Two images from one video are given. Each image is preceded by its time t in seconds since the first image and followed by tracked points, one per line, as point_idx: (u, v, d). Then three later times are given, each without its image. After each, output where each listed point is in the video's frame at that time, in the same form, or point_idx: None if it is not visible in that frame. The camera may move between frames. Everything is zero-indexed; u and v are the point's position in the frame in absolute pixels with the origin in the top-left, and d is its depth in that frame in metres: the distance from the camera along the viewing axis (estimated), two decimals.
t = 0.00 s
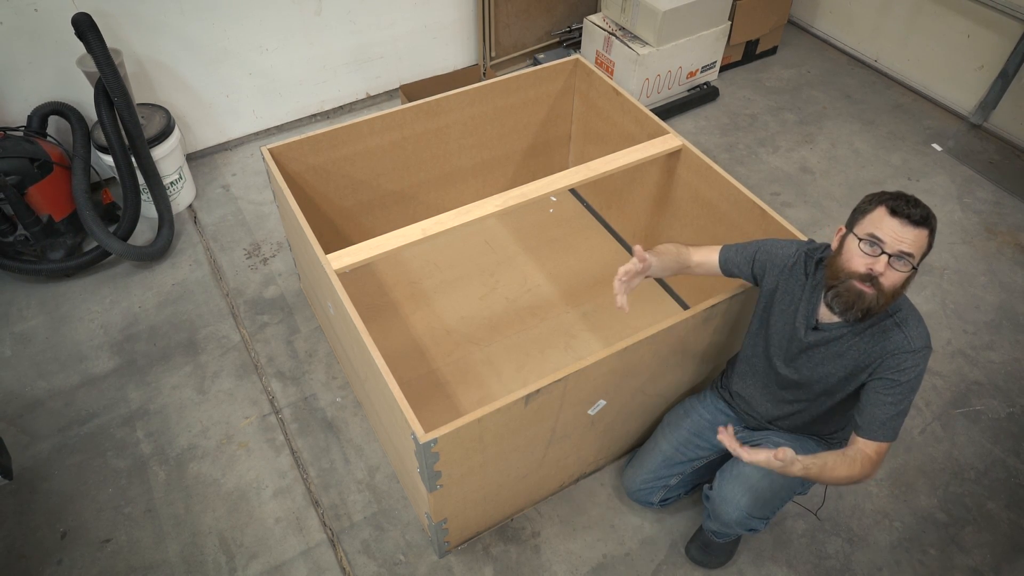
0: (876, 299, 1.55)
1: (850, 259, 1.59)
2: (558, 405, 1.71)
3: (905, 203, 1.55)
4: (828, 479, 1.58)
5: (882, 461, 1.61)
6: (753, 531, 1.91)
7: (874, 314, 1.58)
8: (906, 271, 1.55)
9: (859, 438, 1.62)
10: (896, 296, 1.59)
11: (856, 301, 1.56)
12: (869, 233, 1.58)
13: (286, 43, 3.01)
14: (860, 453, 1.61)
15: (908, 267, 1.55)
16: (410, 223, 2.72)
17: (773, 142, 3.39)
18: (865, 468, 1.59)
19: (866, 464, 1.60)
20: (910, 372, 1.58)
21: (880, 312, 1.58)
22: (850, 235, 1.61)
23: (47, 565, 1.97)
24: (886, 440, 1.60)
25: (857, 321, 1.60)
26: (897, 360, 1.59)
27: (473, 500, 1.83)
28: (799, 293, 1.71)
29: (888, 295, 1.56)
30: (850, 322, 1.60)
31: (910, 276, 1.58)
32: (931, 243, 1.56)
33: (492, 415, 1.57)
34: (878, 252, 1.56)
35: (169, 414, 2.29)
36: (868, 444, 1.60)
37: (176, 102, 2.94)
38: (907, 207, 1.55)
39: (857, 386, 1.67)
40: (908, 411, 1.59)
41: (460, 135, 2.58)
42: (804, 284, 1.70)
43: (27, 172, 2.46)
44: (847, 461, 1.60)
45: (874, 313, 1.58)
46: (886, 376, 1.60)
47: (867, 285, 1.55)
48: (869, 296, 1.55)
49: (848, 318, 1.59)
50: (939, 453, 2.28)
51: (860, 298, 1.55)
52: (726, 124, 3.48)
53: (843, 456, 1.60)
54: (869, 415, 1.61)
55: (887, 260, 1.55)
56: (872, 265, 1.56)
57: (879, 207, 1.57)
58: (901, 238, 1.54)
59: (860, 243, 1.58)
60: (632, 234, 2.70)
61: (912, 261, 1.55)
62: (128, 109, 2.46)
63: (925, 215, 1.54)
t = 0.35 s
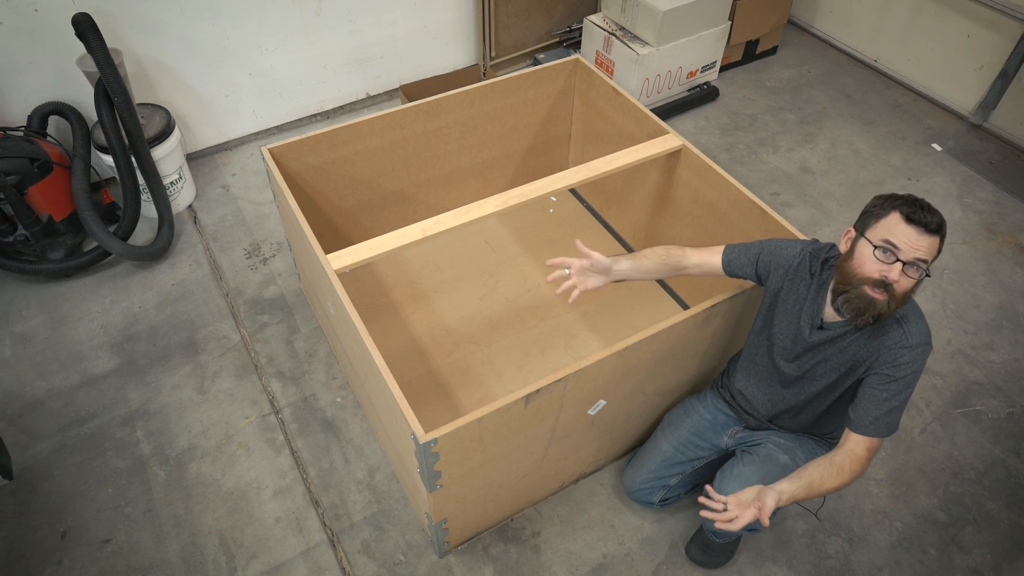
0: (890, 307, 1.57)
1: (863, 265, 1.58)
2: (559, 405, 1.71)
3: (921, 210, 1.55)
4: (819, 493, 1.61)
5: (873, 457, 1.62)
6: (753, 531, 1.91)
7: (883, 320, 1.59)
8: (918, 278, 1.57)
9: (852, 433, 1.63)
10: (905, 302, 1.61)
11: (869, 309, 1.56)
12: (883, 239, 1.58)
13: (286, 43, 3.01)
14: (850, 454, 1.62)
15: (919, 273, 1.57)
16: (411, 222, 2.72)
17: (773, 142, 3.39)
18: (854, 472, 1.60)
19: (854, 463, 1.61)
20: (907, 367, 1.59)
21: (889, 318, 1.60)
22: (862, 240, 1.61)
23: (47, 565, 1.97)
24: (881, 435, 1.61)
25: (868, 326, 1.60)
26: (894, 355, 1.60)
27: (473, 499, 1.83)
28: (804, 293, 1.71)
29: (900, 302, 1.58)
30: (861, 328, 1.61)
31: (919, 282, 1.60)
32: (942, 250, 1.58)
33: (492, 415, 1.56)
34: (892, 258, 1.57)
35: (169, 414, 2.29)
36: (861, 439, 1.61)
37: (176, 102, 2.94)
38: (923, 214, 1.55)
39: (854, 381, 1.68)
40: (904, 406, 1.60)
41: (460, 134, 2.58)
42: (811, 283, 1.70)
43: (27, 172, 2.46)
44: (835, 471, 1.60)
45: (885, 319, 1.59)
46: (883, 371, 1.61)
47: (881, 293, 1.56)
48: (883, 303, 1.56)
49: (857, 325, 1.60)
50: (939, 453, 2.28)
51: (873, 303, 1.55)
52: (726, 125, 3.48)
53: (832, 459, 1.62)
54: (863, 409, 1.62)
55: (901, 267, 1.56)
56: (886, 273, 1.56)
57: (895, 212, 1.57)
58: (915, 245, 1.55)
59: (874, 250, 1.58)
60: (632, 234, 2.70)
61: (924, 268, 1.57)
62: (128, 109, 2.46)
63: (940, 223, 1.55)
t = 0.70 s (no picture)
0: (881, 301, 1.56)
1: (855, 260, 1.59)
2: (559, 405, 1.71)
3: (912, 206, 1.56)
4: (814, 493, 1.62)
5: (868, 459, 1.62)
6: (752, 531, 1.91)
7: (876, 316, 1.58)
8: (911, 274, 1.56)
9: (848, 435, 1.63)
10: (899, 300, 1.60)
11: (860, 301, 1.56)
12: (875, 233, 1.58)
13: (286, 43, 3.01)
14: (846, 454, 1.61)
15: (912, 269, 1.56)
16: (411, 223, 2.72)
17: (773, 142, 3.39)
18: (849, 472, 1.60)
19: (850, 465, 1.61)
20: (904, 370, 1.59)
21: (882, 314, 1.59)
22: (855, 235, 1.62)
23: (47, 565, 1.97)
24: (876, 438, 1.61)
25: (858, 323, 1.60)
26: (892, 358, 1.59)
27: (473, 499, 1.83)
28: (800, 293, 1.71)
29: (893, 298, 1.57)
30: (853, 324, 1.60)
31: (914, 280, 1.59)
32: (936, 248, 1.58)
33: (492, 415, 1.57)
34: (883, 253, 1.57)
35: (169, 414, 2.30)
36: (857, 442, 1.61)
37: (176, 102, 2.94)
38: (915, 209, 1.56)
39: (851, 382, 1.68)
40: (901, 409, 1.60)
41: (460, 135, 2.58)
42: (805, 285, 1.70)
43: (27, 172, 2.46)
44: (830, 471, 1.61)
45: (877, 315, 1.58)
46: (881, 374, 1.61)
47: (871, 285, 1.55)
48: (874, 296, 1.55)
49: (850, 320, 1.59)
50: (939, 453, 2.28)
51: (864, 298, 1.55)
52: (726, 125, 3.48)
53: (827, 461, 1.62)
54: (860, 411, 1.61)
55: (893, 261, 1.56)
56: (877, 267, 1.56)
57: (887, 208, 1.58)
58: (907, 240, 1.55)
59: (866, 244, 1.59)
60: (632, 234, 2.70)
61: (917, 263, 1.56)
62: (127, 109, 2.46)
63: (933, 219, 1.55)
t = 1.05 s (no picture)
0: (866, 300, 1.56)
1: (841, 258, 1.59)
2: (559, 405, 1.71)
3: (897, 203, 1.54)
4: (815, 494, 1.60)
5: (868, 458, 1.62)
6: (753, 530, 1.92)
7: (865, 313, 1.58)
8: (897, 271, 1.55)
9: (848, 434, 1.63)
10: (889, 297, 1.58)
11: (844, 300, 1.57)
12: (859, 232, 1.58)
13: (286, 43, 3.01)
14: (847, 454, 1.61)
15: (899, 266, 1.55)
16: (411, 222, 2.71)
17: (773, 142, 3.39)
18: (848, 471, 1.60)
19: (850, 466, 1.60)
20: (902, 368, 1.58)
21: (872, 311, 1.58)
22: (842, 234, 1.62)
23: (47, 565, 1.97)
24: (875, 436, 1.60)
25: (851, 320, 1.60)
26: (891, 357, 1.59)
27: (473, 499, 1.83)
28: (798, 292, 1.71)
29: (879, 295, 1.56)
30: (842, 322, 1.61)
31: (903, 277, 1.57)
32: (925, 244, 1.55)
33: (492, 415, 1.56)
34: (867, 251, 1.57)
35: (169, 414, 2.29)
36: (856, 441, 1.61)
37: (176, 102, 2.94)
38: (899, 205, 1.54)
39: (851, 380, 1.68)
40: (900, 407, 1.60)
41: (460, 135, 2.58)
42: (803, 283, 1.70)
43: (26, 172, 2.46)
44: (830, 471, 1.60)
45: (866, 312, 1.58)
46: (879, 372, 1.60)
47: (855, 283, 1.55)
48: (857, 295, 1.55)
49: (839, 318, 1.60)
50: (940, 453, 2.28)
51: (847, 297, 1.56)
52: (726, 125, 3.48)
53: (826, 461, 1.62)
54: (860, 410, 1.61)
55: (876, 259, 1.55)
56: (861, 264, 1.56)
57: (871, 206, 1.57)
58: (891, 238, 1.54)
59: (851, 243, 1.59)
60: (632, 234, 2.70)
61: (904, 260, 1.54)
62: (127, 109, 2.46)
63: (918, 215, 1.53)
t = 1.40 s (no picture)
0: (860, 284, 1.56)
1: (833, 247, 1.62)
2: (559, 405, 1.71)
3: (885, 191, 1.59)
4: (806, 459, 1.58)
5: (859, 445, 1.58)
6: (753, 532, 1.92)
7: (860, 301, 1.58)
8: (889, 257, 1.57)
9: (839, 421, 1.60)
10: (883, 284, 1.59)
11: (840, 286, 1.57)
12: (850, 220, 1.61)
13: (286, 43, 3.01)
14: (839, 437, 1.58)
15: (891, 252, 1.57)
16: (411, 222, 2.71)
17: (773, 142, 3.39)
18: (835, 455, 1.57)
19: (841, 447, 1.57)
20: (897, 357, 1.57)
21: (867, 300, 1.58)
22: (834, 225, 1.65)
23: (46, 565, 1.96)
24: (869, 425, 1.58)
25: (847, 312, 1.60)
26: (885, 346, 1.58)
27: (473, 499, 1.83)
28: (795, 289, 1.70)
29: (872, 280, 1.57)
30: (837, 310, 1.61)
31: (895, 264, 1.58)
32: (915, 231, 1.58)
33: (492, 415, 1.56)
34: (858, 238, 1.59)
35: (169, 414, 2.29)
36: (847, 425, 1.58)
37: (176, 102, 2.94)
38: (887, 192, 1.58)
39: (846, 374, 1.67)
40: (894, 397, 1.58)
41: (460, 135, 2.58)
42: (799, 280, 1.70)
43: (26, 172, 2.46)
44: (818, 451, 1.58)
45: (861, 300, 1.58)
46: (873, 361, 1.59)
47: (849, 268, 1.57)
48: (851, 279, 1.56)
49: (835, 306, 1.60)
50: (940, 453, 2.27)
51: (843, 283, 1.56)
52: (726, 124, 3.48)
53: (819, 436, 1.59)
54: (852, 396, 1.59)
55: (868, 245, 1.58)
56: (853, 251, 1.59)
57: (860, 196, 1.61)
58: (881, 223, 1.57)
59: (842, 231, 1.62)
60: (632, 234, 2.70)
61: (895, 246, 1.57)
62: (127, 109, 2.46)
63: (906, 201, 1.57)
